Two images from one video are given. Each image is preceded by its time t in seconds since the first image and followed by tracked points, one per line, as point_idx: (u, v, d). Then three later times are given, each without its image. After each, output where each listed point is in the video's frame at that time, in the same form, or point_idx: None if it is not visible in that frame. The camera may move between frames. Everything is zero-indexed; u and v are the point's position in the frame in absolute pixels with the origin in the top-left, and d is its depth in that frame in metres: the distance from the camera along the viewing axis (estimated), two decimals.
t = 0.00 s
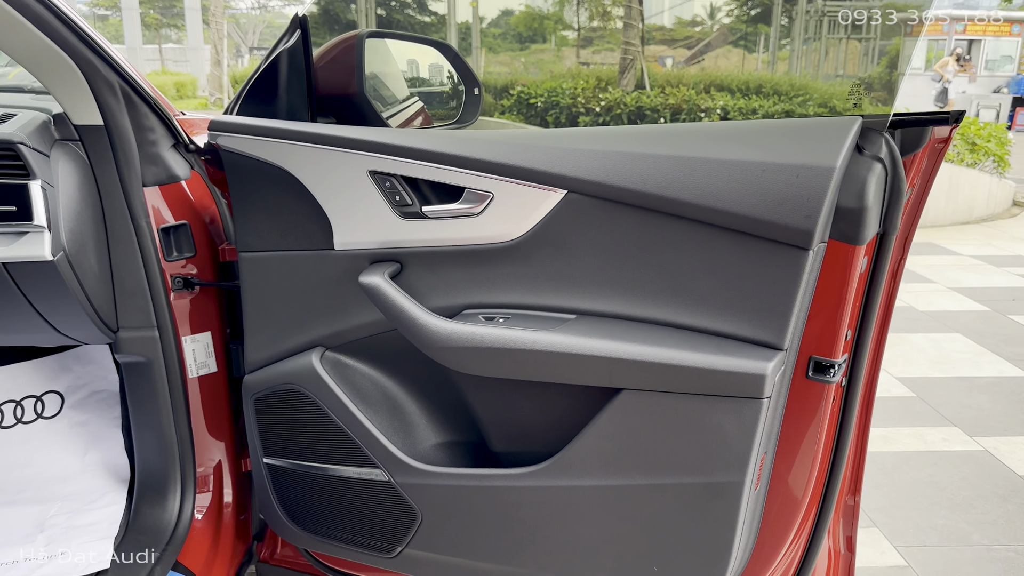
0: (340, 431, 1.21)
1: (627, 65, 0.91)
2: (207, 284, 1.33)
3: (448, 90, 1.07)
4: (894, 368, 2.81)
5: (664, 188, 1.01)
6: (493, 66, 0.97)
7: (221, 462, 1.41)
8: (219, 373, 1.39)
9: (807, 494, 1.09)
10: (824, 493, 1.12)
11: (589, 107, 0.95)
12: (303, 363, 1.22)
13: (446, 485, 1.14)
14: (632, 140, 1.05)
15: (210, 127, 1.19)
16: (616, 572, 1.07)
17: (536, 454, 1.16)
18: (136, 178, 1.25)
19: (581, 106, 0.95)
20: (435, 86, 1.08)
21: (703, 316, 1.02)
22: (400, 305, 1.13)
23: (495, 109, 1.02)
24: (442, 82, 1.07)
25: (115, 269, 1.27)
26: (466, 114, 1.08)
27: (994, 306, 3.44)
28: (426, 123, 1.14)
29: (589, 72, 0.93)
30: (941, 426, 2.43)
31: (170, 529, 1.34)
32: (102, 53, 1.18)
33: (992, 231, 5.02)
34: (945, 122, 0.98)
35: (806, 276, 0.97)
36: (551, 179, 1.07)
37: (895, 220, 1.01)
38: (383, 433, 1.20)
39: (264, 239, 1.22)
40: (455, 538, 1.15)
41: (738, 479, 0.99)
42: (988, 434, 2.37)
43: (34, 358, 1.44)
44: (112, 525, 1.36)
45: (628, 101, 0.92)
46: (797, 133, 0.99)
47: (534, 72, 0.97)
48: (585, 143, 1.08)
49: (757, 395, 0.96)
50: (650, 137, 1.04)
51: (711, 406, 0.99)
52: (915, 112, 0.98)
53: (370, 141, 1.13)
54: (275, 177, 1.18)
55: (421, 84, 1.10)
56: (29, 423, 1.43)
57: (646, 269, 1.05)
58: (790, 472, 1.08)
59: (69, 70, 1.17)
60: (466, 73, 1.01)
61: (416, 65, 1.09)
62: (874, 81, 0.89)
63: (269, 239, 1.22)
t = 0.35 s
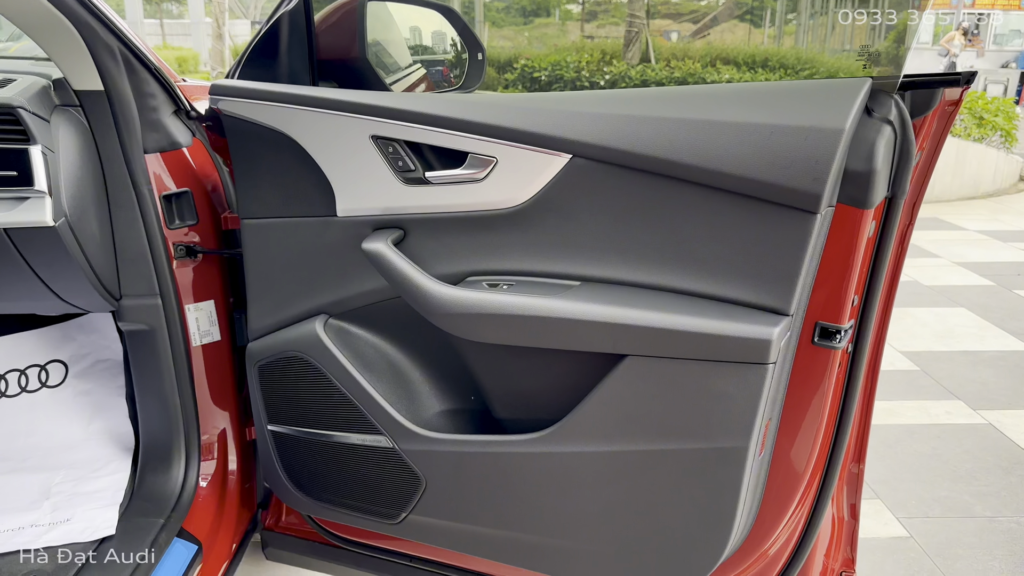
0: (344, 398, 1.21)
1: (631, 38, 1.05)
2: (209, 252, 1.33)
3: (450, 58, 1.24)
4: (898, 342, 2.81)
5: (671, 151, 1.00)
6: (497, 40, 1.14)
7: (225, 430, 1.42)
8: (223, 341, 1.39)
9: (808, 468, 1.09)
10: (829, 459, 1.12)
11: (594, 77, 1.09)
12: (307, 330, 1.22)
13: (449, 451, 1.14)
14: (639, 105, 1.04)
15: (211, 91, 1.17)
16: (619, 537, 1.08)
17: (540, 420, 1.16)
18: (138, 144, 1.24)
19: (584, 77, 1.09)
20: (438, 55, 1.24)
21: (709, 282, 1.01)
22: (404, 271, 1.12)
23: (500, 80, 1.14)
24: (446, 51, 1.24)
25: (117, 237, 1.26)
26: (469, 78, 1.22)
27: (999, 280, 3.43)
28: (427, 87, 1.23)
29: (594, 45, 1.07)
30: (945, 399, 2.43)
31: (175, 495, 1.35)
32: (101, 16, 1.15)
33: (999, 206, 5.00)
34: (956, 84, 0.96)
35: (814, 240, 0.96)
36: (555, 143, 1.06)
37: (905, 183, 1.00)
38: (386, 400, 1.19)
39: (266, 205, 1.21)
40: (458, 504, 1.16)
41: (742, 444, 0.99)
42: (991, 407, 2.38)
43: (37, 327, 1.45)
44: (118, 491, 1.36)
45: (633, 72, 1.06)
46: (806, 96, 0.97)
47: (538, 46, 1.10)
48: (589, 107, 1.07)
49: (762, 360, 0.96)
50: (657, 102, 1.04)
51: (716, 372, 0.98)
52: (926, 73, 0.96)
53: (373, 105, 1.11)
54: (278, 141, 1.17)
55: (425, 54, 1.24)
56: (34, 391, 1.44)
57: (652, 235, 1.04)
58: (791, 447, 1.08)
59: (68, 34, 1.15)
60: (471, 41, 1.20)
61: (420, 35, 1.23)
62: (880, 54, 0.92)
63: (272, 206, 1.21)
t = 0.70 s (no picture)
0: (351, 370, 1.20)
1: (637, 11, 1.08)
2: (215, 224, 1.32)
3: (455, 29, 1.28)
4: (904, 317, 2.81)
5: (681, 119, 0.98)
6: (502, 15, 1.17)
7: (232, 402, 1.42)
8: (229, 313, 1.39)
9: (814, 445, 1.10)
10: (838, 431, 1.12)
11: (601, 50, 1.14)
12: (314, 302, 1.22)
13: (457, 422, 1.14)
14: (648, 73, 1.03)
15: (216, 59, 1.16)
16: (627, 508, 1.08)
17: (547, 392, 1.16)
18: (142, 115, 1.23)
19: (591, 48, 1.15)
20: (444, 25, 1.29)
21: (719, 253, 1.01)
22: (412, 242, 1.12)
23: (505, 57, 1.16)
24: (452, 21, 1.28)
25: (122, 208, 1.25)
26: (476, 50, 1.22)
27: (1006, 256, 3.42)
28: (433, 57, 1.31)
29: (598, 19, 1.11)
30: (950, 374, 2.43)
31: (182, 467, 1.35)
32: None
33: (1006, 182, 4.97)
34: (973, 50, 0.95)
35: (826, 210, 0.95)
36: (564, 112, 1.05)
37: (919, 152, 0.99)
38: (394, 372, 1.19)
39: (272, 176, 1.20)
40: (466, 475, 1.16)
41: (752, 415, 0.98)
42: (996, 382, 2.38)
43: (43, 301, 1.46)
44: (125, 463, 1.36)
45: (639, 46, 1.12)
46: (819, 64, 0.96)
47: (540, 21, 1.13)
48: (597, 76, 1.06)
49: (773, 331, 0.95)
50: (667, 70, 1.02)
51: (726, 343, 0.98)
52: (943, 38, 0.95)
53: (379, 74, 1.10)
54: (283, 111, 1.16)
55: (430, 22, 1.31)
56: (40, 364, 1.44)
57: (662, 205, 1.03)
58: (799, 423, 1.09)
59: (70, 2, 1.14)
60: (478, 8, 1.22)
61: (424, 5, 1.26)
62: (889, 29, 0.93)
63: (277, 176, 1.20)
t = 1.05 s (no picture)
0: (357, 349, 1.20)
1: None
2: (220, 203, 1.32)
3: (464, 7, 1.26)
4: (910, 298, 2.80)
5: (691, 95, 0.97)
6: None
7: (238, 380, 1.42)
8: (234, 293, 1.39)
9: (822, 426, 1.09)
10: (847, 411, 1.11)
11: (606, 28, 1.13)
12: (320, 281, 1.21)
13: (463, 401, 1.14)
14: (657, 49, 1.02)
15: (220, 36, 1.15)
16: (634, 487, 1.08)
17: (553, 371, 1.15)
18: (145, 92, 1.21)
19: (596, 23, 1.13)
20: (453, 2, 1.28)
21: (728, 233, 1.00)
22: (418, 221, 1.11)
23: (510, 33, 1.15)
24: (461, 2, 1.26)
25: (126, 186, 1.25)
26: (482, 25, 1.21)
27: (1013, 236, 3.41)
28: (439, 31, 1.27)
29: None
30: (956, 355, 2.43)
31: (189, 446, 1.35)
32: None
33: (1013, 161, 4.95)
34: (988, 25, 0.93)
35: (837, 188, 0.94)
36: (572, 89, 1.03)
37: (932, 130, 0.97)
38: (400, 351, 1.19)
39: (277, 154, 1.19)
40: (473, 454, 1.16)
41: (761, 395, 0.97)
42: (1003, 363, 2.37)
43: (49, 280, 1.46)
44: (132, 442, 1.36)
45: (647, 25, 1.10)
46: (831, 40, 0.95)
47: None
48: (606, 52, 1.04)
49: (783, 311, 0.94)
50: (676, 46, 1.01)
51: (734, 322, 0.97)
52: (961, 12, 0.93)
53: (385, 50, 1.09)
54: (288, 88, 1.14)
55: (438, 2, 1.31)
56: (46, 343, 1.44)
57: (670, 183, 1.02)
58: (806, 405, 1.09)
59: None
60: None
61: None
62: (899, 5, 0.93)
63: (282, 154, 1.19)
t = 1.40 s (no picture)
0: (367, 338, 1.20)
1: None
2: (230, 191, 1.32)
3: None
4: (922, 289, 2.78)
5: (704, 85, 0.96)
6: None
7: (249, 368, 1.43)
8: (246, 282, 1.40)
9: (834, 418, 1.09)
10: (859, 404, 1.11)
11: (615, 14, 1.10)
12: (330, 271, 1.21)
13: (474, 391, 1.14)
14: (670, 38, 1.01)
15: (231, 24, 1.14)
16: (644, 479, 1.08)
17: (564, 362, 1.15)
18: (156, 80, 1.21)
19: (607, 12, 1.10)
20: None
21: (740, 224, 0.99)
22: (429, 210, 1.10)
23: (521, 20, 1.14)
24: None
25: (138, 175, 1.25)
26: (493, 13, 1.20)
27: None
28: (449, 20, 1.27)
29: None
30: (969, 346, 2.41)
31: (201, 434, 1.36)
32: None
33: None
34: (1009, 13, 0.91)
35: (852, 180, 0.93)
36: (584, 78, 1.03)
37: (948, 120, 0.96)
38: (410, 340, 1.19)
39: (287, 143, 1.19)
40: (482, 444, 1.16)
41: (773, 388, 0.97)
42: (1016, 354, 2.35)
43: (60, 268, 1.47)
44: (144, 429, 1.37)
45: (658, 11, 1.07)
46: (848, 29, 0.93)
47: None
48: (619, 40, 1.03)
49: (796, 303, 0.93)
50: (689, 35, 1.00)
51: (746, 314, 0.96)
52: (981, 0, 0.91)
53: (395, 38, 1.08)
54: (298, 76, 1.14)
55: None
56: (58, 330, 1.45)
57: (683, 174, 1.01)
58: (819, 395, 1.08)
59: None
60: None
61: None
62: None
63: (293, 143, 1.19)
